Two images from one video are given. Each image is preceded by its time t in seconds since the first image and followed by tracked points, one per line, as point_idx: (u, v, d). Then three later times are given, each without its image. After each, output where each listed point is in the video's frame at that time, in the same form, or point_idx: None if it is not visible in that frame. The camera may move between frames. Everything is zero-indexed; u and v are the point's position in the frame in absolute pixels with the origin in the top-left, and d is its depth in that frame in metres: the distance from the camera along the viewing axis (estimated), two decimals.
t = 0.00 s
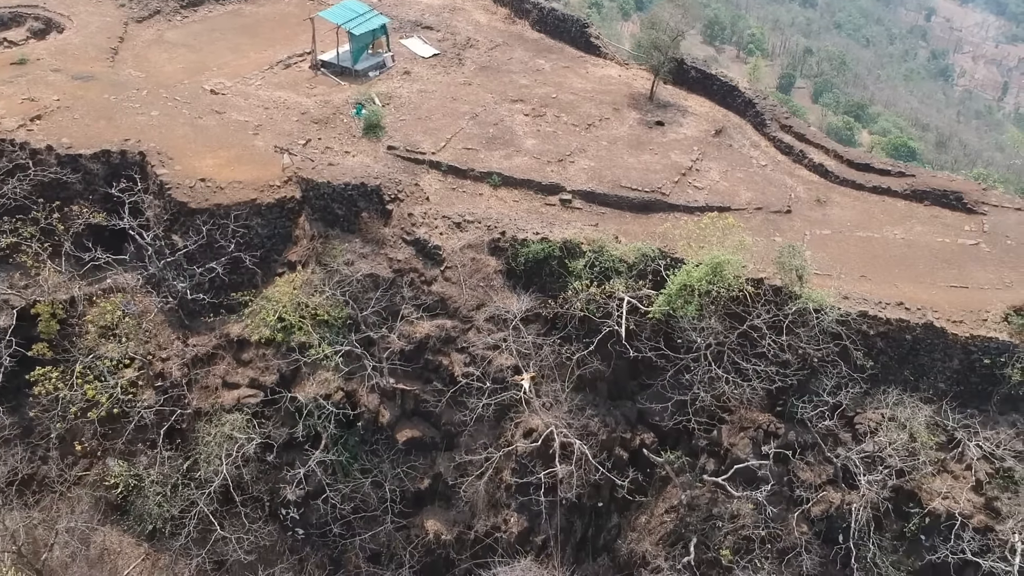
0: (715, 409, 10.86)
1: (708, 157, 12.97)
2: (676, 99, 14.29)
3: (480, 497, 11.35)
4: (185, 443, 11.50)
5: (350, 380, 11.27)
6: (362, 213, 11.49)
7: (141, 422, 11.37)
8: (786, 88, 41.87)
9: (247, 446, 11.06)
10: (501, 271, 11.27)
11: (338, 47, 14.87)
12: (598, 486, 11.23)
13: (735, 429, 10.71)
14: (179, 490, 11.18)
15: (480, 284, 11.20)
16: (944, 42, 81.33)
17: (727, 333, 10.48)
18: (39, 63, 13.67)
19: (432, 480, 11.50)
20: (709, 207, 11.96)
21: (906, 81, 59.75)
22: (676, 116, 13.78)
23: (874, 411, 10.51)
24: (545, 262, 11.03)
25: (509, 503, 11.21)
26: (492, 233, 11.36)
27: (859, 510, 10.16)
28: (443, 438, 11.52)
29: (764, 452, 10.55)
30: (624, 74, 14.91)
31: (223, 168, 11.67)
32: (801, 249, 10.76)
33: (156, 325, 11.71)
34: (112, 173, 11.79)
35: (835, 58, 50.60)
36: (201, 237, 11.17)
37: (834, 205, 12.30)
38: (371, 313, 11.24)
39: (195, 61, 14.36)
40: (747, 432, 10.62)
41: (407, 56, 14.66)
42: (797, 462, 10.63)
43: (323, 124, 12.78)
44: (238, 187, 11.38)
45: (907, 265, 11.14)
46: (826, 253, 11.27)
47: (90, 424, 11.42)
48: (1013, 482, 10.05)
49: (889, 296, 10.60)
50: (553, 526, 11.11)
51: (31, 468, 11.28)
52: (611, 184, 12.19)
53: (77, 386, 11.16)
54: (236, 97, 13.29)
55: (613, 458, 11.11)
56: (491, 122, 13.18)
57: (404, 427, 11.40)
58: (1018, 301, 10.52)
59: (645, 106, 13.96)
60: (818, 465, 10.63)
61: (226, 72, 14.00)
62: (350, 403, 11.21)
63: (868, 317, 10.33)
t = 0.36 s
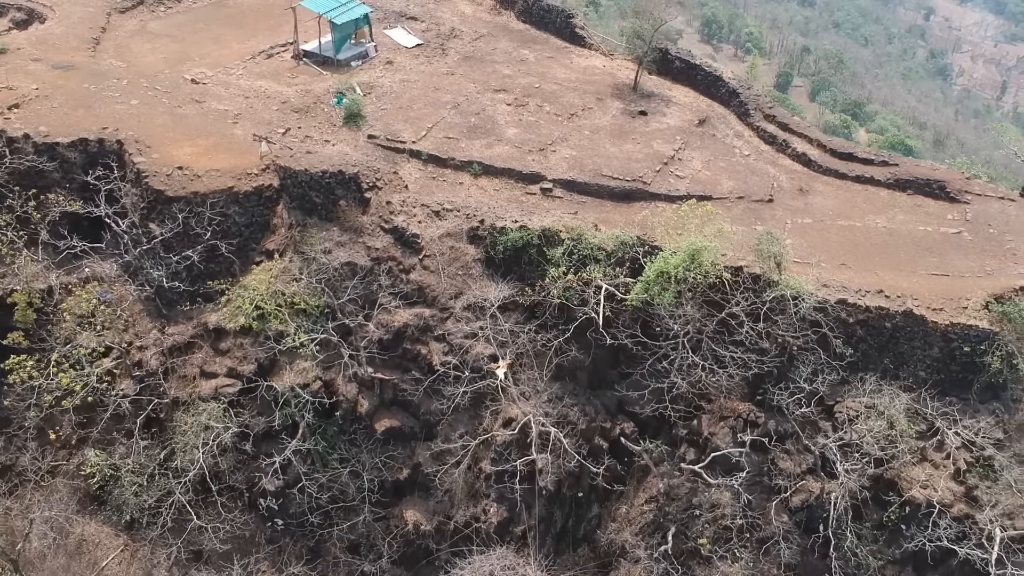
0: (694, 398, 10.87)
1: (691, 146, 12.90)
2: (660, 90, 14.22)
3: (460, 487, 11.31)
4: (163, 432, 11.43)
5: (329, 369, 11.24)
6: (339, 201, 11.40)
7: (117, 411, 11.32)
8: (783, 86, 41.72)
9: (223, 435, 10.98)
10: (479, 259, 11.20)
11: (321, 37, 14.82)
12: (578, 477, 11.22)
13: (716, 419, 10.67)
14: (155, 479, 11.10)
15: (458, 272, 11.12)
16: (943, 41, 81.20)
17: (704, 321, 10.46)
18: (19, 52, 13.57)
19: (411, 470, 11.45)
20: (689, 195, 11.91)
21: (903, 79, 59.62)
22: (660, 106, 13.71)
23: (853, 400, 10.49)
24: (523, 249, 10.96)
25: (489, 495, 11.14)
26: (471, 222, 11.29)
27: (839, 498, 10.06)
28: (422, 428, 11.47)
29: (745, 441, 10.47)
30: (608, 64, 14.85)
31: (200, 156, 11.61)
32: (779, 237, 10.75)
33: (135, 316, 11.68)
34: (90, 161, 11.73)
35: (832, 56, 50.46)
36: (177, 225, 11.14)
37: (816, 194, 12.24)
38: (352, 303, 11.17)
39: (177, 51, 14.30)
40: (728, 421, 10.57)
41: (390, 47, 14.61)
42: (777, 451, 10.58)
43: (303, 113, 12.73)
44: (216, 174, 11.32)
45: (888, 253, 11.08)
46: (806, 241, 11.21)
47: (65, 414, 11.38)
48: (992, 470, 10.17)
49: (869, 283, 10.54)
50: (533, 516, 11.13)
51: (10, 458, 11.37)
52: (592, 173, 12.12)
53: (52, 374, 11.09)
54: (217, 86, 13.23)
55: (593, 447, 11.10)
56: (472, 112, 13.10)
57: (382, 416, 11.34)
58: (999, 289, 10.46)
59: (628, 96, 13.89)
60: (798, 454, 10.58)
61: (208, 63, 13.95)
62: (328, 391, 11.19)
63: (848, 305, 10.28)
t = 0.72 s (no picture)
0: (677, 388, 10.77)
1: (675, 136, 12.84)
2: (646, 80, 14.16)
3: (442, 478, 11.32)
4: (143, 422, 11.39)
5: (309, 360, 11.17)
6: (319, 189, 11.36)
7: (95, 401, 11.21)
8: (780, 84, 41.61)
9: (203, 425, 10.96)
10: (460, 248, 11.13)
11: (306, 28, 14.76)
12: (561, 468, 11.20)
13: (698, 409, 10.63)
14: (134, 469, 11.08)
15: (439, 262, 11.05)
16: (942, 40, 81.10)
17: (684, 309, 10.39)
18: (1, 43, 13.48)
19: (393, 461, 11.43)
20: (673, 185, 11.85)
21: (902, 77, 59.49)
22: (645, 96, 13.65)
23: (835, 389, 10.43)
24: (503, 238, 10.89)
25: (472, 487, 11.18)
26: (452, 211, 11.22)
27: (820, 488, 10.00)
28: (404, 418, 11.42)
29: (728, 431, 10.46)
30: (594, 55, 14.79)
31: (180, 145, 11.55)
32: (759, 225, 10.67)
33: (116, 306, 11.68)
34: (69, 151, 11.67)
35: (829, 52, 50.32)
36: (155, 213, 11.05)
37: (800, 183, 12.19)
38: (334, 293, 11.15)
39: (160, 42, 14.23)
40: (710, 411, 10.53)
41: (375, 37, 14.56)
42: (758, 441, 10.62)
43: (286, 103, 12.68)
44: (195, 163, 11.26)
45: (871, 242, 11.00)
46: (789, 231, 11.13)
47: (43, 404, 11.16)
48: (974, 459, 10.13)
49: (850, 272, 10.48)
50: (515, 507, 11.20)
51: None
52: (575, 163, 12.04)
53: (30, 364, 10.96)
54: (199, 76, 13.16)
55: (575, 437, 11.05)
56: (456, 102, 13.02)
57: (363, 407, 11.32)
58: (981, 278, 10.40)
59: (613, 86, 13.83)
60: (780, 444, 10.60)
61: (191, 53, 13.88)
62: (309, 382, 11.11)
63: (828, 294, 10.22)
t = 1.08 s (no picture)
0: (658, 378, 10.72)
1: (658, 126, 12.77)
2: (630, 71, 14.10)
3: (421, 467, 11.25)
4: (121, 412, 11.35)
5: (288, 349, 11.17)
6: (297, 177, 11.26)
7: (73, 389, 11.19)
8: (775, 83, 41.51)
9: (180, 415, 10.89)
10: (439, 237, 11.03)
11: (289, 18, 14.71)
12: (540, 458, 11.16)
13: (677, 399, 10.61)
14: (110, 459, 11.02)
15: (417, 250, 10.95)
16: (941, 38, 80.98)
17: (662, 297, 10.39)
18: None
19: (372, 451, 11.41)
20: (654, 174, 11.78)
21: (900, 75, 59.35)
22: (628, 86, 13.59)
23: (814, 377, 10.34)
24: (481, 226, 10.82)
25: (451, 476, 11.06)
26: (430, 199, 11.13)
27: (799, 478, 9.94)
28: (383, 408, 11.33)
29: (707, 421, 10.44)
30: (579, 46, 14.73)
31: (158, 134, 11.48)
32: (737, 213, 10.73)
33: (93, 295, 11.62)
34: (46, 139, 11.60)
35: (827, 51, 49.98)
36: (130, 201, 10.96)
37: (782, 173, 12.12)
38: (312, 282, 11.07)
39: (142, 32, 14.17)
40: (690, 401, 10.51)
41: (358, 28, 14.53)
42: (737, 431, 10.62)
43: (266, 92, 12.62)
44: (173, 152, 11.20)
45: (853, 230, 10.95)
46: (769, 219, 11.07)
47: (20, 394, 11.09)
48: (953, 448, 10.13)
49: (831, 260, 10.41)
50: (494, 498, 11.09)
51: None
52: (557, 152, 11.97)
53: (5, 353, 10.88)
54: (180, 66, 13.10)
55: (554, 427, 10.99)
56: (438, 91, 12.95)
57: (342, 396, 11.25)
58: (961, 265, 10.34)
59: (597, 76, 13.76)
60: (760, 433, 10.58)
61: (173, 43, 13.83)
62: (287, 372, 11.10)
63: (808, 282, 10.15)
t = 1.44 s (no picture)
0: (638, 367, 10.60)
1: (640, 115, 12.70)
2: (614, 61, 14.04)
3: (400, 457, 11.20)
4: (98, 402, 11.31)
5: (266, 338, 11.14)
6: (274, 165, 11.16)
7: (47, 378, 11.16)
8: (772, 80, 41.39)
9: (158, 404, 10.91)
10: (417, 225, 10.96)
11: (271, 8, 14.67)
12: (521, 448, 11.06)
13: (657, 388, 10.52)
14: (86, 448, 10.92)
15: (396, 239, 10.89)
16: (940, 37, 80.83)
17: (640, 284, 10.32)
18: None
19: (351, 442, 11.29)
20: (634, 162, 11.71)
21: (898, 73, 59.19)
22: (611, 76, 13.53)
23: (794, 365, 10.28)
24: (460, 214, 10.75)
25: (431, 467, 11.11)
26: (409, 187, 11.06)
27: (777, 468, 9.94)
28: (362, 398, 11.24)
29: (687, 410, 10.35)
30: (563, 36, 14.67)
31: (136, 122, 11.41)
32: (717, 199, 10.56)
33: (70, 284, 11.57)
34: (23, 127, 11.56)
35: (824, 48, 49.76)
36: (105, 188, 10.91)
37: (764, 162, 12.05)
38: (289, 270, 10.99)
39: (124, 22, 14.11)
40: (670, 390, 10.46)
41: (341, 18, 14.50)
42: (716, 420, 10.64)
43: (246, 81, 12.57)
44: (150, 140, 11.15)
45: (833, 218, 10.89)
46: (749, 208, 11.02)
47: None
48: (932, 436, 10.11)
49: (810, 248, 10.36)
50: (474, 488, 11.10)
51: None
52: (537, 140, 11.89)
53: None
54: (160, 55, 13.04)
55: (535, 417, 10.91)
56: (419, 80, 12.89)
57: (320, 386, 11.18)
58: (941, 253, 10.27)
59: (580, 66, 13.70)
60: (739, 423, 10.62)
61: (154, 33, 13.77)
62: (265, 362, 11.08)
63: (786, 270, 10.10)
